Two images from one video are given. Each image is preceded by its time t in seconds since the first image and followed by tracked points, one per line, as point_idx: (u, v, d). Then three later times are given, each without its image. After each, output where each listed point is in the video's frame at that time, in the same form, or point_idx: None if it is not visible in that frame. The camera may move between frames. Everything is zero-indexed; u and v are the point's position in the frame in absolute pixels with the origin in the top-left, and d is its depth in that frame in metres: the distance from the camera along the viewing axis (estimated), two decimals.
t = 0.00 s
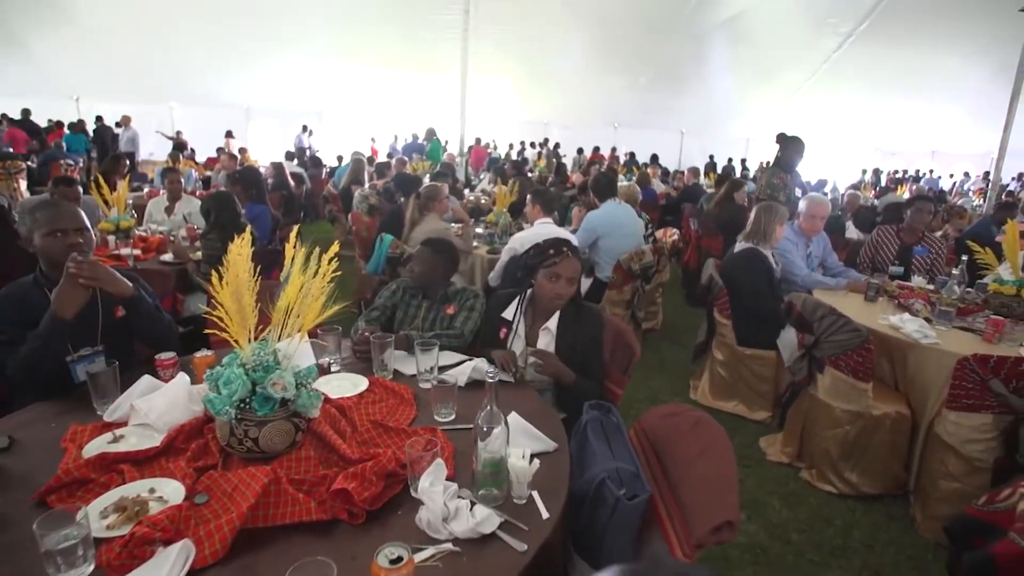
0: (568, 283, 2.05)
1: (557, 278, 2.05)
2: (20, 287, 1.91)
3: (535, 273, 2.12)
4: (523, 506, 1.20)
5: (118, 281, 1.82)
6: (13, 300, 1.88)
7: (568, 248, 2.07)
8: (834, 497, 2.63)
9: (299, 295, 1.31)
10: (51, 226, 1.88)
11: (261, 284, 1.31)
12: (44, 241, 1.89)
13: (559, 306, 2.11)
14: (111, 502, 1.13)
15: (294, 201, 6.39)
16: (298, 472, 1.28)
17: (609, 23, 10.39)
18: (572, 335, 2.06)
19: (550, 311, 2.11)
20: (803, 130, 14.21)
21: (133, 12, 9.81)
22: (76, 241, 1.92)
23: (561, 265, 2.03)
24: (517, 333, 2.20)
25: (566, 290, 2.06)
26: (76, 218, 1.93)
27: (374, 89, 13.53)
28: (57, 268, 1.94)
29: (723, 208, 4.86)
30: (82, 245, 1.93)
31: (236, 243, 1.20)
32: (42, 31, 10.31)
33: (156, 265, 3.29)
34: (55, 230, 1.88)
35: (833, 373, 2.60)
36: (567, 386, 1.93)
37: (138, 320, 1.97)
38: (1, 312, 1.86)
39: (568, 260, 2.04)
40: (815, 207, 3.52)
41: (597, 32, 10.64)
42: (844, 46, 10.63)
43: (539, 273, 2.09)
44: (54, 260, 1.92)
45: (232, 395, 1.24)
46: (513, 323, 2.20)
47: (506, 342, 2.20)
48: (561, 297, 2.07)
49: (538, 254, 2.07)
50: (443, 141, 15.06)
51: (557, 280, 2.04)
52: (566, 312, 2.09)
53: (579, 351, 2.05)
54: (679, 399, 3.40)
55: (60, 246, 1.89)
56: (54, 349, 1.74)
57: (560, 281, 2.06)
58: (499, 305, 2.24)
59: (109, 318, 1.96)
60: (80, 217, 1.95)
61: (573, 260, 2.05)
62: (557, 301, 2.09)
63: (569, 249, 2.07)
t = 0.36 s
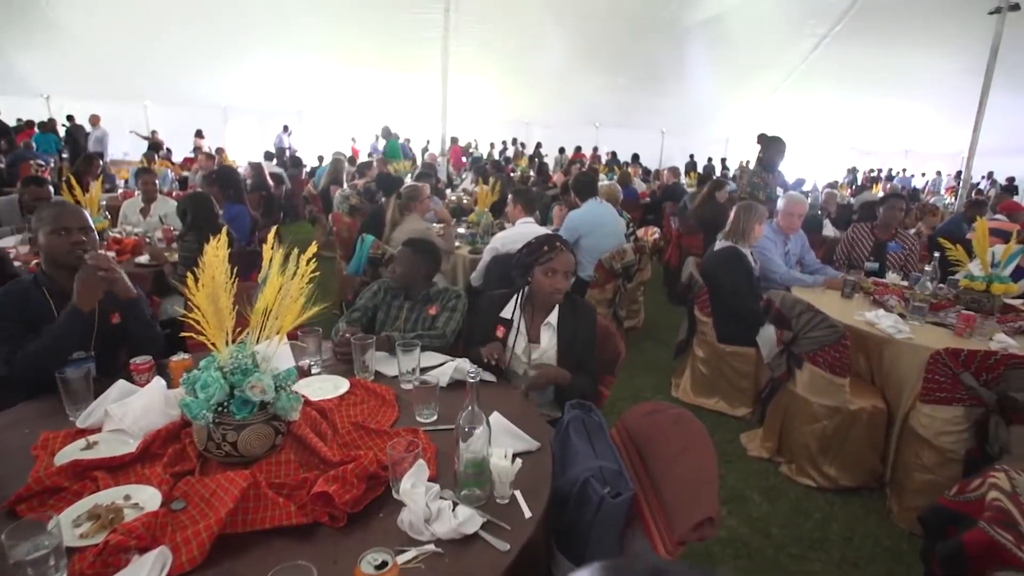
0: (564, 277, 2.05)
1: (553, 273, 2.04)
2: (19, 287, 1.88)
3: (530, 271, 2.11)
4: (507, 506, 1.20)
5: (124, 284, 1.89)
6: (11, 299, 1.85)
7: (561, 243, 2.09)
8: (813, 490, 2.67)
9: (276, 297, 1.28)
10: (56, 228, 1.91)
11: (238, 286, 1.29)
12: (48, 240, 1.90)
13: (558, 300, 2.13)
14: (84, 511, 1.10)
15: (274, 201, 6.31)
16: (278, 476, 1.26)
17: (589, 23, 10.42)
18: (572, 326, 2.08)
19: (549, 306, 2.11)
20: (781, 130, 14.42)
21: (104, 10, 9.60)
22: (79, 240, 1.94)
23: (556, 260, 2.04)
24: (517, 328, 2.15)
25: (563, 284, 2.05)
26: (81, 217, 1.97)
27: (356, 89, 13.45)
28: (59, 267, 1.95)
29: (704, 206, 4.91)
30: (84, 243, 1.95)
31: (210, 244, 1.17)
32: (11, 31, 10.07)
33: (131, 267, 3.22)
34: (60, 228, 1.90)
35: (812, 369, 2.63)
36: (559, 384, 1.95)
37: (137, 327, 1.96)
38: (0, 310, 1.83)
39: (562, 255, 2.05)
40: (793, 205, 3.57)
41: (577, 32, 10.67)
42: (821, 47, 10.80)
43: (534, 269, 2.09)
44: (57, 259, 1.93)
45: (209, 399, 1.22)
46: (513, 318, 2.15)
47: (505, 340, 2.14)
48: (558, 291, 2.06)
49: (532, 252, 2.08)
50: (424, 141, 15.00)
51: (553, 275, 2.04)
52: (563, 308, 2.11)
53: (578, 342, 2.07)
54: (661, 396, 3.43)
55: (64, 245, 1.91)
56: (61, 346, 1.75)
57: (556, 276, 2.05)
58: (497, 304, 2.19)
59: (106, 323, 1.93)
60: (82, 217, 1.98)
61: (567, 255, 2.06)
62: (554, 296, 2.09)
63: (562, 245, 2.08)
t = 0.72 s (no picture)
0: (552, 278, 2.04)
1: (541, 272, 2.05)
2: None
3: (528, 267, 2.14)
4: (487, 506, 1.20)
5: (91, 293, 1.85)
6: None
7: (554, 244, 2.09)
8: (791, 484, 2.71)
9: (251, 300, 1.27)
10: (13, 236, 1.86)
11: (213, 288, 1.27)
12: (4, 250, 1.86)
13: (552, 302, 2.10)
14: (54, 521, 1.07)
15: (250, 202, 6.21)
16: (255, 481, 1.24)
17: (567, 23, 10.46)
18: (563, 330, 2.03)
19: (541, 307, 2.10)
20: (756, 130, 14.63)
21: (71, 8, 9.36)
22: (36, 247, 1.89)
23: (544, 260, 2.05)
24: (509, 322, 2.17)
25: (551, 285, 2.04)
26: (38, 223, 1.92)
27: (333, 88, 13.32)
28: (19, 277, 1.91)
29: (682, 205, 4.97)
30: (42, 251, 1.90)
31: (183, 246, 1.15)
32: None
33: (102, 270, 3.15)
34: (15, 236, 1.86)
35: (788, 364, 2.68)
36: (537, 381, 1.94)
37: (103, 335, 1.92)
38: None
39: (552, 255, 2.05)
40: (771, 203, 3.62)
41: (556, 32, 10.70)
42: (794, 48, 10.98)
43: (529, 269, 2.12)
44: (17, 268, 1.89)
45: (182, 404, 1.20)
46: (506, 315, 2.18)
47: (495, 332, 2.19)
48: (545, 292, 2.06)
49: (530, 250, 2.13)
50: (402, 140, 14.92)
51: (540, 274, 2.05)
52: (559, 308, 2.08)
53: (568, 347, 2.02)
54: (641, 395, 3.46)
55: (22, 253, 1.87)
56: (32, 358, 1.71)
57: (542, 276, 2.06)
58: (495, 297, 2.25)
59: (74, 329, 1.86)
60: (41, 223, 1.94)
61: (557, 256, 2.06)
62: (546, 297, 2.09)
63: (555, 246, 2.09)
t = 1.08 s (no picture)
0: (527, 278, 2.04)
1: (516, 272, 2.05)
2: None
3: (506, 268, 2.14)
4: (465, 507, 1.20)
5: (40, 302, 1.78)
6: None
7: (531, 244, 2.09)
8: (766, 478, 2.75)
9: (223, 303, 1.24)
10: None
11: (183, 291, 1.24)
12: None
13: (533, 301, 2.10)
14: (19, 533, 1.04)
15: (224, 203, 6.11)
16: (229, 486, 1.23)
17: (544, 24, 10.51)
18: (543, 328, 2.04)
19: (521, 306, 2.09)
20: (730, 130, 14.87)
21: (33, 6, 9.10)
22: None
23: (519, 259, 2.05)
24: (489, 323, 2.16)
25: (528, 284, 2.04)
26: None
27: (309, 88, 13.19)
28: None
29: (658, 204, 5.03)
30: None
31: (152, 248, 1.13)
32: None
33: (67, 274, 3.07)
34: None
35: (762, 360, 2.72)
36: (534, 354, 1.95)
37: (58, 342, 1.87)
38: None
39: (527, 255, 2.05)
40: (745, 201, 3.67)
41: (532, 32, 10.73)
42: (767, 49, 11.16)
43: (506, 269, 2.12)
44: None
45: (153, 410, 1.17)
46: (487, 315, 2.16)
47: (476, 334, 2.16)
48: (523, 291, 2.06)
49: (507, 250, 2.13)
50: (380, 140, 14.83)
51: (515, 274, 2.05)
52: (538, 306, 2.08)
53: (549, 344, 2.04)
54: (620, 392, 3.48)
55: None
56: None
57: (518, 276, 2.06)
58: (475, 299, 2.24)
59: (30, 336, 1.89)
60: None
61: (533, 256, 2.05)
62: (525, 297, 2.08)
63: (531, 245, 2.08)
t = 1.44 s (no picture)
0: (495, 277, 2.03)
1: (483, 272, 2.05)
2: None
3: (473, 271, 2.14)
4: (445, 508, 1.19)
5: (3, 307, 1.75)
6: None
7: (494, 244, 2.09)
8: (744, 472, 2.80)
9: (195, 307, 1.21)
10: None
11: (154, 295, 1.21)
12: None
13: (507, 303, 2.09)
14: None
15: (198, 205, 6.00)
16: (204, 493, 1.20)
17: (522, 24, 10.54)
18: (522, 331, 2.02)
19: (495, 308, 2.09)
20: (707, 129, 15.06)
21: None
22: None
23: (484, 259, 2.05)
24: (470, 328, 2.14)
25: (496, 284, 2.03)
26: None
27: (286, 88, 13.04)
28: None
29: (637, 203, 5.07)
30: None
31: (119, 252, 1.10)
32: None
33: (35, 277, 2.98)
34: None
35: (739, 356, 2.75)
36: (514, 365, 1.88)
37: (21, 349, 1.83)
38: None
39: (491, 255, 2.05)
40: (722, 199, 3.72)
41: (510, 32, 10.73)
42: (742, 49, 11.32)
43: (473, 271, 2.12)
44: None
45: (123, 416, 1.15)
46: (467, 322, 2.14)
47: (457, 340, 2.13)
48: (493, 292, 2.05)
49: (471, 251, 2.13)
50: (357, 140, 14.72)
51: (482, 275, 2.05)
52: (514, 307, 2.06)
53: (529, 349, 2.00)
54: (600, 391, 3.50)
55: None
56: None
57: (485, 276, 2.06)
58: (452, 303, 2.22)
59: None
60: None
61: (497, 255, 2.05)
62: (498, 298, 2.07)
63: (496, 245, 2.08)
